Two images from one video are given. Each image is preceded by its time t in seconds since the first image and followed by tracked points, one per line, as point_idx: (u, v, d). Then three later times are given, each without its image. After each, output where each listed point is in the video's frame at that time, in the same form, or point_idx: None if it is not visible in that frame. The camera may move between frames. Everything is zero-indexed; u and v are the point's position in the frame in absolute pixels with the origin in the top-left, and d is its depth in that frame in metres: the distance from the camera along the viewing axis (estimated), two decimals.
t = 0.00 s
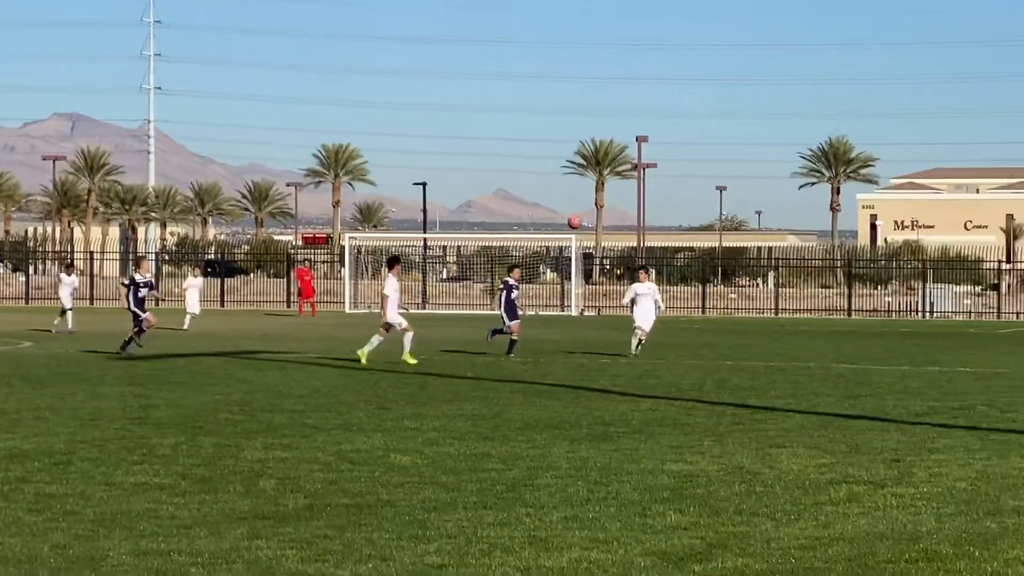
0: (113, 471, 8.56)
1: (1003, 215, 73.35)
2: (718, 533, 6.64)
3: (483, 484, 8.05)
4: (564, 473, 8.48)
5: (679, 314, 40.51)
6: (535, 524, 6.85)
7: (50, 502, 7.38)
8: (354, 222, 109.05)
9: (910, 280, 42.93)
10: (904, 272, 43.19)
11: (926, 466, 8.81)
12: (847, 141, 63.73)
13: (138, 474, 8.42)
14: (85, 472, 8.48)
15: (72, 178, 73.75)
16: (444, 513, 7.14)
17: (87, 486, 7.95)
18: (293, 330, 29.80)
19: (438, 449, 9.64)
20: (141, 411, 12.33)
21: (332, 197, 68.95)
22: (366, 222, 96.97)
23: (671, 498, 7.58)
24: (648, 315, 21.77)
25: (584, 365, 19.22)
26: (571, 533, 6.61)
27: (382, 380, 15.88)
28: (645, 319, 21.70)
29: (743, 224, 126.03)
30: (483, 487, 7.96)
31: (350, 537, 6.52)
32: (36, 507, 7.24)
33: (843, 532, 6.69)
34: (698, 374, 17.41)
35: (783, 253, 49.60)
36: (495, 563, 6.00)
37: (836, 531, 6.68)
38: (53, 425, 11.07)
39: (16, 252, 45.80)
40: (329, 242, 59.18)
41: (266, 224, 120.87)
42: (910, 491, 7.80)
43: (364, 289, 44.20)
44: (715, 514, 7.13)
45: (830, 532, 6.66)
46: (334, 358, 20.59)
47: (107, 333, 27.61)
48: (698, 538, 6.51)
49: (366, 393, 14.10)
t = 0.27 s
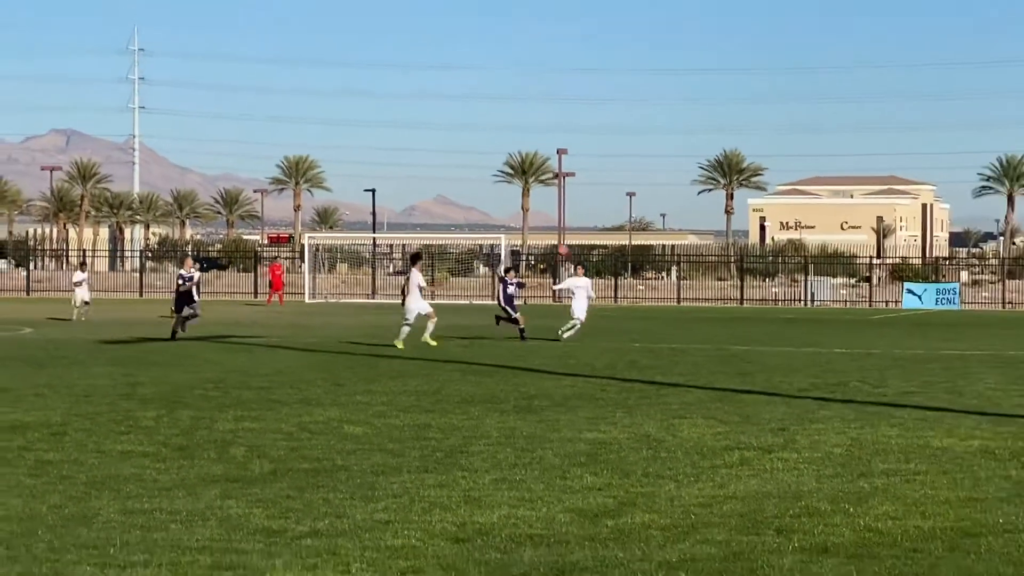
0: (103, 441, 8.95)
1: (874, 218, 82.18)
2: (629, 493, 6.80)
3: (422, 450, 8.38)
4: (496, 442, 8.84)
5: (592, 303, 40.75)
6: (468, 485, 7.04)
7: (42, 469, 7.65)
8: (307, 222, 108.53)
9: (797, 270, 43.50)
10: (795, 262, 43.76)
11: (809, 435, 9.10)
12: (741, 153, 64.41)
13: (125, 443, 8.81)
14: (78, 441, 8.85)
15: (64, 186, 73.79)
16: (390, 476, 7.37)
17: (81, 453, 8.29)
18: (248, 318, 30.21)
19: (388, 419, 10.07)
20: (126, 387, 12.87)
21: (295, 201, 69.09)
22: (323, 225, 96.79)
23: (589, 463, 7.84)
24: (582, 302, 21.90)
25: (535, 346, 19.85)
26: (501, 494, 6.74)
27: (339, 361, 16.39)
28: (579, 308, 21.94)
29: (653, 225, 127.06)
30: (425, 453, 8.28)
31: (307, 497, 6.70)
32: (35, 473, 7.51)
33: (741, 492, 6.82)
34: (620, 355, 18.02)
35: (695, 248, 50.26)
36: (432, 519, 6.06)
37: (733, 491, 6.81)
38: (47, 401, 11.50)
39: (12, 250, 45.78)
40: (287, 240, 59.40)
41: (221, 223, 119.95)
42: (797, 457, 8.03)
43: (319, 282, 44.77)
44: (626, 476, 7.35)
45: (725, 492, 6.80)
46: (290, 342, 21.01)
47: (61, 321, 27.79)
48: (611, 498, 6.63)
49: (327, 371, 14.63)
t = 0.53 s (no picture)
0: (97, 420, 9.27)
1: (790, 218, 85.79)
2: (568, 466, 7.10)
3: (385, 428, 8.74)
4: (450, 421, 9.20)
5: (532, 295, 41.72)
6: (425, 460, 7.34)
7: (45, 446, 7.97)
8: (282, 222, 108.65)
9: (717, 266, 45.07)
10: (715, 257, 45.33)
11: (728, 414, 9.48)
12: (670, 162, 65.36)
13: (116, 423, 9.14)
14: (75, 421, 9.17)
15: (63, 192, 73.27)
16: (356, 453, 7.68)
17: (76, 433, 8.60)
18: (213, 309, 30.61)
19: (350, 400, 10.43)
20: (119, 371, 13.29)
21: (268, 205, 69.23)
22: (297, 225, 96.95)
23: (533, 439, 8.19)
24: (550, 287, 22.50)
25: (497, 333, 20.44)
26: (454, 467, 7.04)
27: (310, 347, 16.87)
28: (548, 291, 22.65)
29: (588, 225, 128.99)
30: (385, 431, 8.64)
31: (281, 471, 7.00)
32: (35, 450, 7.81)
33: (662, 464, 7.08)
34: (566, 341, 18.57)
35: (628, 246, 51.45)
36: (394, 490, 6.31)
37: (661, 464, 7.10)
38: (48, 384, 11.88)
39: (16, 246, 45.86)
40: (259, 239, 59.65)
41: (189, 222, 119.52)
42: (716, 433, 8.37)
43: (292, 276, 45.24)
44: (565, 452, 7.66)
45: (654, 464, 7.08)
46: (263, 330, 21.44)
47: (32, 313, 28.05)
48: (552, 471, 6.91)
49: (298, 357, 15.06)
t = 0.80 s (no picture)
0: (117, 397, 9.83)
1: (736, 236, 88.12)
2: (520, 436, 7.67)
3: (365, 404, 9.29)
4: (422, 398, 9.76)
5: (486, 290, 42.74)
6: (400, 433, 7.88)
7: (77, 420, 8.53)
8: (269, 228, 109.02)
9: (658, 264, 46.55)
10: (654, 255, 46.71)
11: (667, 391, 10.09)
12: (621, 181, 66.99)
13: (133, 400, 9.70)
14: (97, 398, 9.73)
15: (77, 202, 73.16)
16: (342, 426, 8.24)
17: (99, 408, 9.16)
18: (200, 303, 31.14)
19: (340, 381, 11.00)
20: (133, 355, 13.86)
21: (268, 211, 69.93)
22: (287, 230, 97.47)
23: (489, 413, 8.74)
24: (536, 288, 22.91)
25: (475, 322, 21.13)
26: (426, 438, 7.59)
27: (299, 336, 17.41)
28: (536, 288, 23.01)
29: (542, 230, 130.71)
30: (368, 408, 9.19)
31: (278, 443, 7.54)
32: (63, 424, 8.34)
33: (607, 435, 7.66)
34: (539, 329, 19.15)
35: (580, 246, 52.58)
36: (375, 458, 6.85)
37: (605, 436, 7.65)
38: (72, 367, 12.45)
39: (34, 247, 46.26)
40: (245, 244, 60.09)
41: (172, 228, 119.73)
42: (654, 409, 8.97)
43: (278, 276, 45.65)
44: (521, 424, 8.20)
45: (596, 435, 7.64)
46: (252, 320, 22.00)
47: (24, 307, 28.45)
48: (511, 441, 7.46)
49: (287, 345, 15.62)
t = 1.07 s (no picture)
0: (86, 395, 9.79)
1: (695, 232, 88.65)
2: (493, 432, 7.70)
3: (336, 401, 9.29)
4: (393, 394, 9.77)
5: (457, 287, 42.84)
6: (370, 429, 7.90)
7: (41, 418, 8.48)
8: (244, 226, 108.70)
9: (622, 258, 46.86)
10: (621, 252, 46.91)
11: (635, 386, 10.14)
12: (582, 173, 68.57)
13: (104, 397, 9.67)
14: (68, 396, 9.68)
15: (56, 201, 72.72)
16: (312, 422, 8.24)
17: (69, 406, 9.11)
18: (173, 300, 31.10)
19: (309, 377, 10.98)
20: (104, 353, 13.83)
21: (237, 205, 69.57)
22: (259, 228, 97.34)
23: (464, 410, 8.77)
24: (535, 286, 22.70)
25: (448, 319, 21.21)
26: (395, 434, 7.61)
27: (271, 332, 17.45)
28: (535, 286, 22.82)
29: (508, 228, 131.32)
30: (337, 404, 9.18)
31: (249, 439, 7.55)
32: (33, 421, 8.31)
33: (573, 431, 7.69)
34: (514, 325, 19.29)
35: (549, 243, 52.78)
36: (342, 455, 6.88)
37: (573, 431, 7.68)
38: (45, 364, 12.41)
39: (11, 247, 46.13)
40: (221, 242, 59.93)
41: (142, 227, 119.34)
42: (621, 404, 9.01)
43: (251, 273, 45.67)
44: (491, 421, 8.23)
45: (566, 431, 7.68)
46: (224, 318, 22.02)
47: None
48: (480, 437, 7.49)
49: (259, 341, 15.60)
